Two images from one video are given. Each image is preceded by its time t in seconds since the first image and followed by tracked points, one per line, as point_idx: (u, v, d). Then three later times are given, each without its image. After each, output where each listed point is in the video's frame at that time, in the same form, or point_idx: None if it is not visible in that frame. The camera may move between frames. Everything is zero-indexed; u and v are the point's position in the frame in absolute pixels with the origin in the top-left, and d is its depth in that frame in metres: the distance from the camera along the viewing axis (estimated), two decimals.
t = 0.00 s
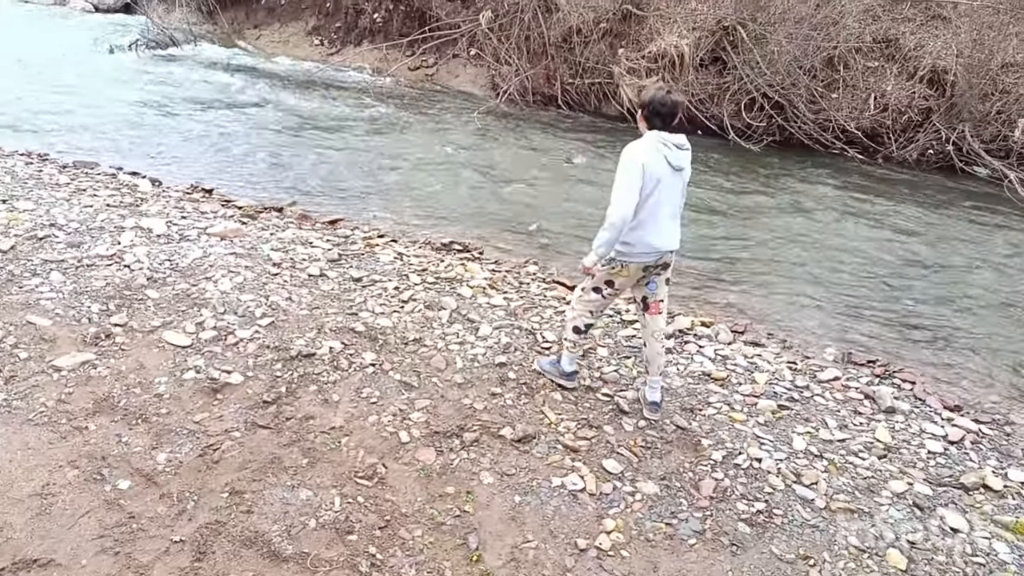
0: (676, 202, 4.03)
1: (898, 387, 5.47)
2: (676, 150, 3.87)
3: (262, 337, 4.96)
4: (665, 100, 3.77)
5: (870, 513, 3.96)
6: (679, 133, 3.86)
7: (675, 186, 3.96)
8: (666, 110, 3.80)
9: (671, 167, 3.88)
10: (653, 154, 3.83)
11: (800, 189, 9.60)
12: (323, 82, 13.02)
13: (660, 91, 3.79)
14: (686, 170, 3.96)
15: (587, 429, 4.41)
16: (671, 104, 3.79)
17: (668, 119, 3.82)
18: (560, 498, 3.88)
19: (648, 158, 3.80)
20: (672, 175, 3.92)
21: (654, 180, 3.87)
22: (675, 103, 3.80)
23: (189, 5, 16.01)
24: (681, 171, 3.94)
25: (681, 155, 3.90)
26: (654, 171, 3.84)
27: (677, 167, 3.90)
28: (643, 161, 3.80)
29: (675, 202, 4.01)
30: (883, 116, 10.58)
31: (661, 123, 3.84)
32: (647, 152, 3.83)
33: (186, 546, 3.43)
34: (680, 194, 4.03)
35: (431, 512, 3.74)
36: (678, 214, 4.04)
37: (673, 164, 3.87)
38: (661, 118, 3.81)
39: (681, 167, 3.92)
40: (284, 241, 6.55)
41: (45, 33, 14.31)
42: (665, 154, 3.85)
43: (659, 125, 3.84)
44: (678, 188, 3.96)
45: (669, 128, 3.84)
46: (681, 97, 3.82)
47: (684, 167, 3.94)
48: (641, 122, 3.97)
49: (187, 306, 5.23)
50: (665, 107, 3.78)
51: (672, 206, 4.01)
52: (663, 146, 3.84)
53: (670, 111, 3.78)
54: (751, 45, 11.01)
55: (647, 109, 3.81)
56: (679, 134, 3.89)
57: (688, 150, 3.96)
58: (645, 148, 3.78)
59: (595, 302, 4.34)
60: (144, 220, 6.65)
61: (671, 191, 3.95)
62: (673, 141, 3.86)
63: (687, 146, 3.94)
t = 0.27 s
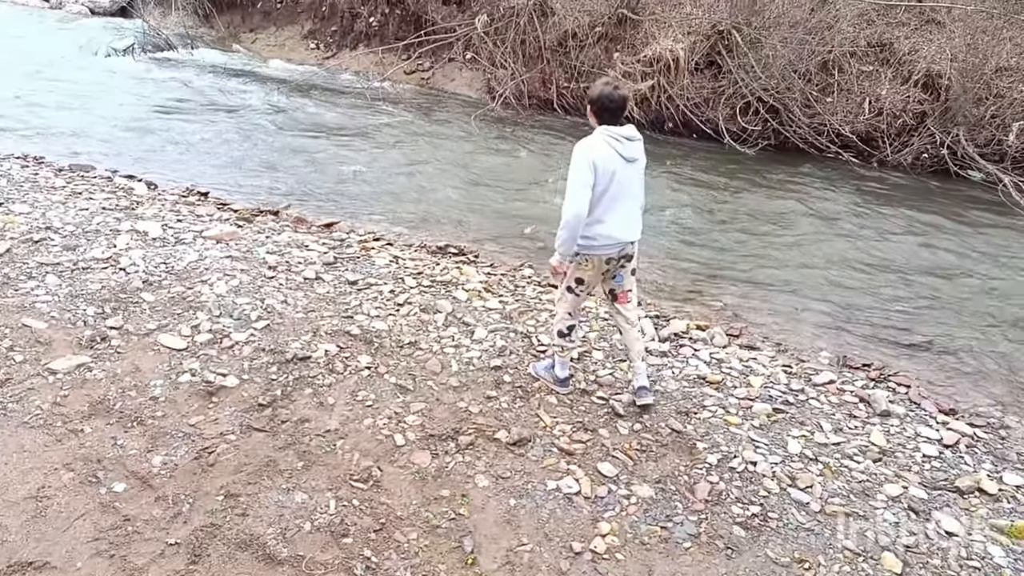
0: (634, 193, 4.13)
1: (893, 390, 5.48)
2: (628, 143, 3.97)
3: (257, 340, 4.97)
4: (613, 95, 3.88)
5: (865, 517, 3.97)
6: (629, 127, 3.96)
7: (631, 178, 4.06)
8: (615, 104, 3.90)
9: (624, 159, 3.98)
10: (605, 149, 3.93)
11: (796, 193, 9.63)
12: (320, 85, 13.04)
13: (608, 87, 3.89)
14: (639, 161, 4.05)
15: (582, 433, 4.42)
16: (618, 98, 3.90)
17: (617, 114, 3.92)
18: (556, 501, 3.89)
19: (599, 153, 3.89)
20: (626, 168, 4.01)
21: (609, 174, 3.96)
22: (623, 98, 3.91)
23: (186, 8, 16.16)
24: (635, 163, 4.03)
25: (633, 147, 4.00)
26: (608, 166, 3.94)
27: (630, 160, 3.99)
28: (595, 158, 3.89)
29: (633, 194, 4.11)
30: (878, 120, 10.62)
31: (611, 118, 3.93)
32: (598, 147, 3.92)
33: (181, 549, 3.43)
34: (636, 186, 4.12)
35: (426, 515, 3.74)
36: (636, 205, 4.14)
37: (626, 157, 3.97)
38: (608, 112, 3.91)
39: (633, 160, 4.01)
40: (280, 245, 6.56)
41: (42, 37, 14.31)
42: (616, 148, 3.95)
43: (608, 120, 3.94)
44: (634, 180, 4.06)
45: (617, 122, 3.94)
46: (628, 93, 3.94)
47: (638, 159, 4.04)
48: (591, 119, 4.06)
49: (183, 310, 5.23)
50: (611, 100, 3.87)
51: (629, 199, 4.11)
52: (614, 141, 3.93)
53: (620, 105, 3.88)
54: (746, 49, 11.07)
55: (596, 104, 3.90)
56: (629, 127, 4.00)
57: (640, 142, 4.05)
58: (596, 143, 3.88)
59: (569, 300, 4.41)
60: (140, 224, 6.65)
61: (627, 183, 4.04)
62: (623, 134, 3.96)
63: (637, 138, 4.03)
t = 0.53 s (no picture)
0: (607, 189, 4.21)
1: (891, 396, 5.48)
2: (595, 140, 4.06)
3: (255, 344, 4.96)
4: (579, 95, 3.98)
5: (863, 523, 3.96)
6: (596, 124, 4.06)
7: (602, 174, 4.14)
8: (582, 104, 4.00)
9: (593, 157, 4.06)
10: (573, 147, 4.02)
11: (794, 198, 9.64)
12: (318, 90, 13.06)
13: (575, 88, 3.99)
14: (609, 158, 4.14)
15: (580, 438, 4.41)
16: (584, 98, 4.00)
17: (584, 114, 4.03)
18: (553, 506, 3.88)
19: (567, 151, 3.99)
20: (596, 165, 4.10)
21: (578, 171, 4.06)
22: (590, 97, 4.01)
23: (186, 13, 16.17)
24: (604, 159, 4.12)
25: (600, 144, 4.09)
26: (577, 163, 4.03)
27: (598, 156, 4.08)
28: (563, 156, 3.98)
29: (605, 190, 4.19)
30: (875, 125, 10.67)
31: (580, 117, 4.04)
32: (566, 146, 4.02)
33: (177, 554, 3.42)
34: (608, 182, 4.21)
35: (423, 520, 3.73)
36: (610, 201, 4.22)
37: (594, 154, 4.06)
38: (575, 113, 4.02)
39: (603, 157, 4.10)
40: (278, 249, 6.56)
41: (42, 41, 14.34)
42: (584, 146, 4.04)
43: (576, 120, 4.05)
44: (605, 176, 4.14)
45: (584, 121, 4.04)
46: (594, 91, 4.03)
47: (606, 155, 4.13)
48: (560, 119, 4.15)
49: (180, 314, 5.23)
50: (577, 100, 3.97)
51: (602, 195, 4.18)
52: (581, 139, 4.03)
53: (588, 104, 3.99)
54: (744, 54, 11.13)
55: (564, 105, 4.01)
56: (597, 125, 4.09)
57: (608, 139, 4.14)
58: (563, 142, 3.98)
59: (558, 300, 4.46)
60: (138, 228, 6.66)
61: (598, 180, 4.12)
62: (590, 132, 4.05)
63: (607, 135, 4.12)
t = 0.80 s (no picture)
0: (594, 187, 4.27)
1: (897, 401, 5.46)
2: (583, 140, 4.12)
3: (260, 345, 4.99)
4: (567, 95, 4.04)
5: (867, 529, 3.94)
6: (584, 124, 4.11)
7: (591, 173, 4.20)
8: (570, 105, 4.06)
9: (581, 156, 4.12)
10: (562, 146, 4.07)
11: (801, 201, 9.61)
12: (326, 92, 13.12)
13: (563, 89, 4.04)
14: (597, 156, 4.19)
15: (582, 440, 4.42)
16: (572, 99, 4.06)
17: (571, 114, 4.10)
18: (556, 509, 3.88)
19: (557, 151, 4.03)
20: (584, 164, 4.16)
21: (568, 170, 4.11)
22: (577, 99, 4.07)
23: (193, 15, 16.30)
24: (592, 158, 4.17)
25: (588, 143, 4.14)
26: (566, 163, 4.08)
27: (586, 155, 4.13)
28: (553, 156, 4.03)
29: (593, 188, 4.25)
30: (881, 129, 10.64)
31: (567, 117, 4.10)
32: (555, 145, 4.06)
33: (182, 552, 3.43)
34: (596, 180, 4.27)
35: (425, 521, 3.74)
36: (596, 199, 4.28)
37: (582, 153, 4.11)
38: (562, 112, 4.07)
39: (591, 156, 4.15)
40: (283, 250, 6.59)
41: (52, 42, 14.45)
42: (573, 146, 4.09)
43: (564, 119, 4.10)
44: (593, 175, 4.20)
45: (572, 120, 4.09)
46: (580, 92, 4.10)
47: (595, 153, 4.18)
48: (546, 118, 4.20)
49: (186, 314, 5.26)
50: (565, 101, 4.02)
51: (591, 193, 4.25)
52: (570, 138, 4.07)
53: (575, 105, 4.06)
54: (749, 57, 11.11)
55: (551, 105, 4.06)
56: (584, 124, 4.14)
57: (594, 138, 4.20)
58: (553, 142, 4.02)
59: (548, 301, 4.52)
60: (145, 228, 6.70)
61: (586, 178, 4.18)
62: (579, 132, 4.10)
63: (593, 135, 4.17)
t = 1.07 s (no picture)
0: (575, 185, 4.37)
1: (905, 402, 5.43)
2: (569, 137, 4.21)
3: (267, 349, 5.00)
4: (561, 91, 4.08)
5: (876, 531, 3.92)
6: (572, 123, 4.20)
7: (573, 171, 4.30)
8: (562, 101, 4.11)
9: (566, 153, 4.21)
10: (549, 142, 4.16)
11: (808, 202, 9.59)
12: (331, 96, 13.16)
13: (556, 85, 4.08)
14: (581, 155, 4.30)
15: (589, 443, 4.41)
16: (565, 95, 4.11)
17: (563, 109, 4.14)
18: (563, 512, 3.87)
19: (544, 146, 4.12)
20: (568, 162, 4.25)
21: (553, 166, 4.19)
22: (570, 95, 4.11)
23: (199, 21, 16.15)
24: (576, 156, 4.28)
25: (574, 142, 4.24)
26: (552, 159, 4.16)
27: (571, 153, 4.23)
28: (540, 151, 4.11)
29: (574, 185, 4.35)
30: (889, 129, 10.58)
31: (558, 113, 4.15)
32: (542, 140, 4.15)
33: (190, 556, 3.44)
34: (577, 179, 4.37)
35: (432, 525, 3.74)
36: (577, 196, 4.38)
37: (569, 151, 4.20)
38: (553, 107, 4.12)
39: (576, 153, 4.25)
40: (289, 254, 6.60)
41: (60, 49, 14.54)
42: (559, 143, 4.18)
43: (554, 115, 4.17)
44: (576, 173, 4.30)
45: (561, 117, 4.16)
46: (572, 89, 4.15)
47: (579, 152, 4.28)
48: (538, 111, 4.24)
49: (193, 318, 5.28)
50: (558, 98, 4.06)
51: (572, 190, 4.35)
52: (557, 135, 4.16)
53: (567, 101, 4.09)
54: (755, 58, 11.12)
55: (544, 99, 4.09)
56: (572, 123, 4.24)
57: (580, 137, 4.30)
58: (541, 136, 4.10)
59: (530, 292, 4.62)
60: (152, 233, 6.72)
61: (569, 176, 4.28)
62: (566, 130, 4.20)
63: (580, 133, 4.27)
